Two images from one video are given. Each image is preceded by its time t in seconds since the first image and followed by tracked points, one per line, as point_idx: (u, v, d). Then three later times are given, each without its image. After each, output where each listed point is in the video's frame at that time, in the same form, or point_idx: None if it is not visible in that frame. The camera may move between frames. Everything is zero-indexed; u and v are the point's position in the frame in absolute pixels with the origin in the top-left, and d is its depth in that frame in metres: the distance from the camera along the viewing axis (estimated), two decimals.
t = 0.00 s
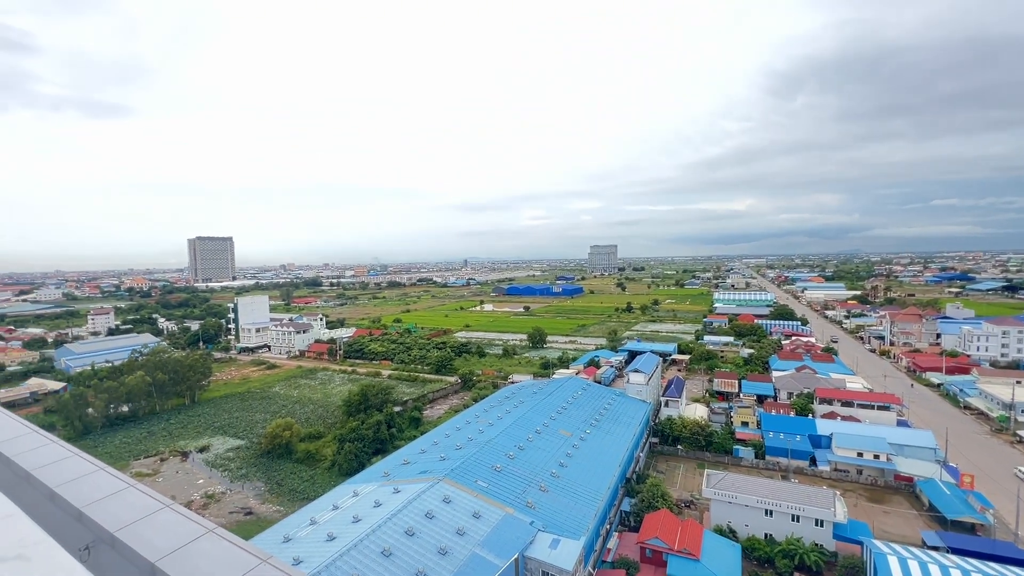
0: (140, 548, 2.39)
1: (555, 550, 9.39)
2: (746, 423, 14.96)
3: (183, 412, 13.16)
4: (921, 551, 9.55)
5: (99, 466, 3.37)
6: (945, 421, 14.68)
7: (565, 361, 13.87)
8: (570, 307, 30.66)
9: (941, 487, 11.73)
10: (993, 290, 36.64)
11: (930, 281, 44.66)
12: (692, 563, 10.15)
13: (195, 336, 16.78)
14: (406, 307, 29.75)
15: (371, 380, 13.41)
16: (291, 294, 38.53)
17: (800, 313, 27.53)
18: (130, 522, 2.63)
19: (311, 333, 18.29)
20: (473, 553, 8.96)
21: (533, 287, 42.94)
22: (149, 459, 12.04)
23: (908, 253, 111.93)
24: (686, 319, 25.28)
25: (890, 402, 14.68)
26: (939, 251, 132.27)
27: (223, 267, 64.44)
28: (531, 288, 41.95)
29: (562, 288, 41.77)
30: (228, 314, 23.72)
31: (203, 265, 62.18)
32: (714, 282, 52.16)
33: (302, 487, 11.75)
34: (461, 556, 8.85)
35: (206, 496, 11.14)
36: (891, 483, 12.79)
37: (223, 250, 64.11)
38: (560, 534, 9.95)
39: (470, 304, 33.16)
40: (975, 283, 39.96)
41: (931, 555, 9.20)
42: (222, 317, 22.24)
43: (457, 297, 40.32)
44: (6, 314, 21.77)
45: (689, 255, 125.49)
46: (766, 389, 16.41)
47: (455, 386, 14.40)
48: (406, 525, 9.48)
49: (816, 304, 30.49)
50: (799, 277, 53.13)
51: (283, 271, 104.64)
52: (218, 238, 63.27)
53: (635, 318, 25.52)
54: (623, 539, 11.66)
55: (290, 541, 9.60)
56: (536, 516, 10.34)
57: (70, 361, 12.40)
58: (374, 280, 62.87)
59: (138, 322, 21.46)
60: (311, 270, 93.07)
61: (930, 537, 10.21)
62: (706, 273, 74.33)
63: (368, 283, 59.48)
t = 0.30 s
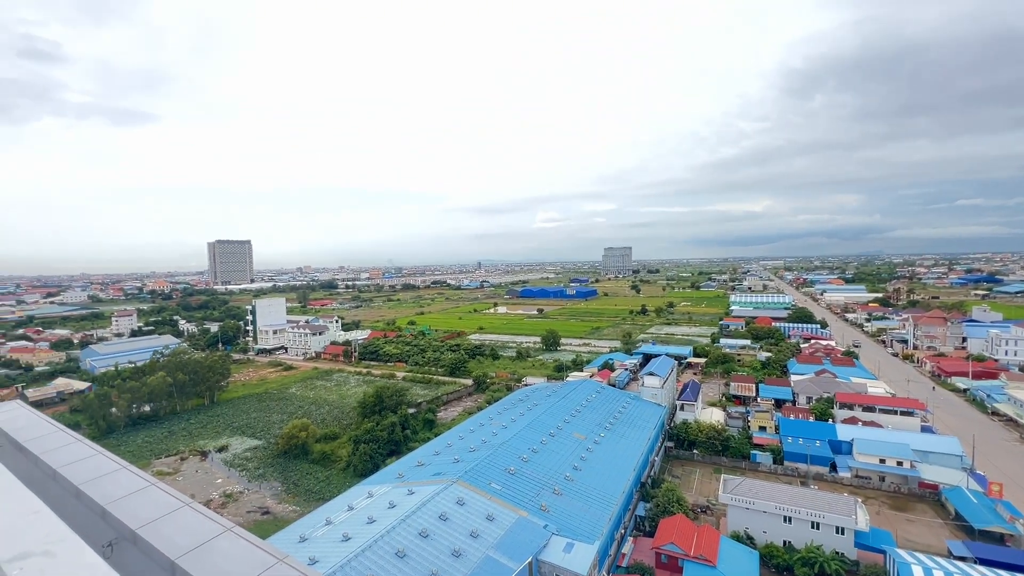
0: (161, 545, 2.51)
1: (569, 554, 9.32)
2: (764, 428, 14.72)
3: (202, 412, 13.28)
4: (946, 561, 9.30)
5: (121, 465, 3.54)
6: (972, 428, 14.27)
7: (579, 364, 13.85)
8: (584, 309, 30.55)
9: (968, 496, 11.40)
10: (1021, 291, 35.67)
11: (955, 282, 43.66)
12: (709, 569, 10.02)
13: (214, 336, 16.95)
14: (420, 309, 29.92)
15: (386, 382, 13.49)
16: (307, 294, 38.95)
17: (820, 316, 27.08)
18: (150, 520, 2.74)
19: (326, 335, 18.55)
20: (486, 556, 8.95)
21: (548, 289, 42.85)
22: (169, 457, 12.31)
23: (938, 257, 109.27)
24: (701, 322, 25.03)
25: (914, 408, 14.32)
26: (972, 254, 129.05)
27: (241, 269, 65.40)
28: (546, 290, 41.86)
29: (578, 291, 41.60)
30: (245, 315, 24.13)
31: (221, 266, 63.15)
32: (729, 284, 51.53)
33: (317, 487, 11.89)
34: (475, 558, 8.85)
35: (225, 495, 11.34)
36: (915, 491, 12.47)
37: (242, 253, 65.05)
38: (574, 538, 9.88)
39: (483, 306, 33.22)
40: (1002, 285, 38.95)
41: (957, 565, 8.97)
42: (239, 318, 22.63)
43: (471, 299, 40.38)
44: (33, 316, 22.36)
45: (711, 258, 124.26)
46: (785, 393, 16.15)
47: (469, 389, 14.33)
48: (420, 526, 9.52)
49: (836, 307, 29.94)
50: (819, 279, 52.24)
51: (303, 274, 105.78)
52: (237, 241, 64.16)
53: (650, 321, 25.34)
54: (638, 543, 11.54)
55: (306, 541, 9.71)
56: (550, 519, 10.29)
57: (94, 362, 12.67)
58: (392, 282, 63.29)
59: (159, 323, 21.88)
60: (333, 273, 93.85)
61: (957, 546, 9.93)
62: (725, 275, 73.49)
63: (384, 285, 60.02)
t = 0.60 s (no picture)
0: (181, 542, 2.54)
1: (583, 558, 9.25)
2: (783, 433, 14.48)
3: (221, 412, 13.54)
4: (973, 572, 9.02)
5: (142, 463, 3.64)
6: (999, 434, 13.85)
7: (593, 366, 13.79)
8: (598, 312, 30.38)
9: (996, 505, 11.05)
10: None
11: (980, 284, 42.58)
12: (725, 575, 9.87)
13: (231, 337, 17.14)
14: (434, 312, 30.03)
15: (401, 384, 13.61)
16: (322, 296, 39.31)
17: (840, 319, 26.57)
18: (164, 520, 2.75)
19: (341, 336, 18.78)
20: (500, 559, 8.92)
21: (562, 292, 42.74)
22: (189, 457, 12.56)
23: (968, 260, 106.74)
24: (717, 325, 24.74)
25: (939, 413, 13.93)
26: (1005, 258, 125.63)
27: (259, 272, 66.24)
28: (560, 292, 41.75)
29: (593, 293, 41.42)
30: (262, 316, 24.51)
31: (241, 270, 64.07)
32: (747, 287, 50.83)
33: (333, 488, 12.02)
34: (488, 560, 8.84)
35: (242, 494, 11.52)
36: (940, 499, 12.12)
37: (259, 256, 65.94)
38: (588, 542, 9.81)
39: (496, 308, 33.26)
40: None
41: None
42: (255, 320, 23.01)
43: (485, 301, 40.41)
44: (58, 317, 22.94)
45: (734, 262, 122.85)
46: (803, 397, 15.88)
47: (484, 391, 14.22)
48: (434, 528, 9.56)
49: (857, 309, 29.37)
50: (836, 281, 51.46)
51: (324, 278, 106.75)
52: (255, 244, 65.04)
53: (664, 323, 25.11)
54: (653, 548, 11.40)
55: (322, 540, 9.82)
56: (564, 523, 10.23)
57: (117, 363, 12.98)
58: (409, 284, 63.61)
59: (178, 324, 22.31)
60: (353, 277, 94.59)
61: (985, 557, 9.63)
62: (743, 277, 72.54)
63: (397, 288, 60.41)
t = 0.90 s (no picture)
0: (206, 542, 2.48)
1: (599, 563, 9.14)
2: (803, 439, 14.20)
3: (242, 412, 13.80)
4: None
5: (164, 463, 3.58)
6: None
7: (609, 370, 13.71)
8: (614, 314, 30.19)
9: None
10: None
11: (1009, 286, 41.47)
12: None
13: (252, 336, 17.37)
14: (451, 314, 30.15)
15: (417, 386, 13.70)
16: (340, 299, 39.69)
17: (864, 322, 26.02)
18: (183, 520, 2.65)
19: (358, 338, 19.04)
20: (516, 562, 8.87)
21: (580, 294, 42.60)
22: (211, 456, 12.83)
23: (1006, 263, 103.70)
24: (736, 327, 24.43)
25: (968, 419, 13.52)
26: None
27: (279, 274, 67.09)
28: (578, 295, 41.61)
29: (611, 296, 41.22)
30: (281, 319, 24.92)
31: (259, 272, 64.95)
32: (766, 290, 50.17)
33: (350, 488, 12.14)
34: (504, 563, 8.80)
35: (262, 494, 11.70)
36: (969, 508, 11.74)
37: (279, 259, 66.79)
38: (604, 546, 9.69)
39: (511, 310, 33.29)
40: None
41: None
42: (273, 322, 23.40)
43: (502, 303, 40.42)
44: (85, 319, 23.60)
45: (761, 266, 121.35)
46: (825, 402, 15.55)
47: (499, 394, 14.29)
48: (449, 530, 9.58)
49: (880, 311, 28.79)
50: (860, 282, 50.52)
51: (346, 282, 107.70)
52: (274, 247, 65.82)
53: (681, 326, 24.88)
54: (670, 554, 11.21)
55: (339, 541, 9.91)
56: (580, 527, 10.12)
57: (142, 363, 13.32)
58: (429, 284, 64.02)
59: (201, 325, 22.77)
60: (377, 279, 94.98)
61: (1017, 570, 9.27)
62: (762, 279, 71.40)
63: (413, 289, 60.76)
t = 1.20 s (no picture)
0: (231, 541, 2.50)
1: (619, 569, 9.00)
2: (830, 446, 13.79)
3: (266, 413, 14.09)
4: None
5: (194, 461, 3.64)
6: None
7: (629, 373, 13.57)
8: (634, 317, 29.92)
9: None
10: None
11: None
12: None
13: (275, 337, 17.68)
14: (470, 317, 30.22)
15: (437, 388, 13.82)
16: (361, 302, 40.04)
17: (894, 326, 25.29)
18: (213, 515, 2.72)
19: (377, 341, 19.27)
20: (534, 566, 8.79)
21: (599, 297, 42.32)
22: (236, 455, 13.13)
23: None
24: (758, 331, 24.00)
25: (1005, 427, 12.98)
26: None
27: (303, 277, 68.05)
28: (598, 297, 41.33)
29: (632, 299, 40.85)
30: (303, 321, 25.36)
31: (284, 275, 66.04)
32: (790, 292, 49.14)
33: (370, 489, 12.25)
34: (522, 568, 8.73)
35: (285, 493, 11.89)
36: (1007, 520, 11.23)
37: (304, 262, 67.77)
38: (624, 552, 9.54)
39: (530, 313, 33.24)
40: None
41: None
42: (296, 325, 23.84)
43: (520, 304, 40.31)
44: (113, 322, 24.29)
45: (793, 270, 118.84)
46: (854, 408, 15.10)
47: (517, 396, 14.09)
48: (468, 533, 9.58)
49: (911, 315, 27.99)
50: (891, 285, 49.11)
51: (373, 286, 108.78)
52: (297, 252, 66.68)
53: (702, 329, 24.52)
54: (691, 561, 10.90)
55: (359, 541, 10.00)
56: (600, 532, 9.99)
57: (171, 364, 13.77)
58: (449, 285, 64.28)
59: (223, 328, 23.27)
60: (402, 282, 94.97)
61: None
62: (787, 280, 69.86)
63: (433, 292, 61.14)
